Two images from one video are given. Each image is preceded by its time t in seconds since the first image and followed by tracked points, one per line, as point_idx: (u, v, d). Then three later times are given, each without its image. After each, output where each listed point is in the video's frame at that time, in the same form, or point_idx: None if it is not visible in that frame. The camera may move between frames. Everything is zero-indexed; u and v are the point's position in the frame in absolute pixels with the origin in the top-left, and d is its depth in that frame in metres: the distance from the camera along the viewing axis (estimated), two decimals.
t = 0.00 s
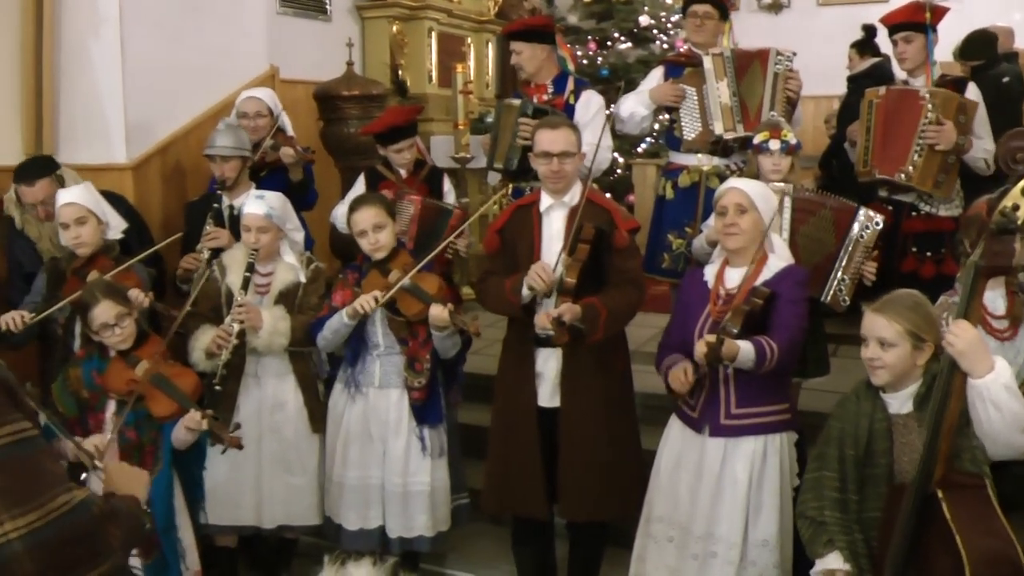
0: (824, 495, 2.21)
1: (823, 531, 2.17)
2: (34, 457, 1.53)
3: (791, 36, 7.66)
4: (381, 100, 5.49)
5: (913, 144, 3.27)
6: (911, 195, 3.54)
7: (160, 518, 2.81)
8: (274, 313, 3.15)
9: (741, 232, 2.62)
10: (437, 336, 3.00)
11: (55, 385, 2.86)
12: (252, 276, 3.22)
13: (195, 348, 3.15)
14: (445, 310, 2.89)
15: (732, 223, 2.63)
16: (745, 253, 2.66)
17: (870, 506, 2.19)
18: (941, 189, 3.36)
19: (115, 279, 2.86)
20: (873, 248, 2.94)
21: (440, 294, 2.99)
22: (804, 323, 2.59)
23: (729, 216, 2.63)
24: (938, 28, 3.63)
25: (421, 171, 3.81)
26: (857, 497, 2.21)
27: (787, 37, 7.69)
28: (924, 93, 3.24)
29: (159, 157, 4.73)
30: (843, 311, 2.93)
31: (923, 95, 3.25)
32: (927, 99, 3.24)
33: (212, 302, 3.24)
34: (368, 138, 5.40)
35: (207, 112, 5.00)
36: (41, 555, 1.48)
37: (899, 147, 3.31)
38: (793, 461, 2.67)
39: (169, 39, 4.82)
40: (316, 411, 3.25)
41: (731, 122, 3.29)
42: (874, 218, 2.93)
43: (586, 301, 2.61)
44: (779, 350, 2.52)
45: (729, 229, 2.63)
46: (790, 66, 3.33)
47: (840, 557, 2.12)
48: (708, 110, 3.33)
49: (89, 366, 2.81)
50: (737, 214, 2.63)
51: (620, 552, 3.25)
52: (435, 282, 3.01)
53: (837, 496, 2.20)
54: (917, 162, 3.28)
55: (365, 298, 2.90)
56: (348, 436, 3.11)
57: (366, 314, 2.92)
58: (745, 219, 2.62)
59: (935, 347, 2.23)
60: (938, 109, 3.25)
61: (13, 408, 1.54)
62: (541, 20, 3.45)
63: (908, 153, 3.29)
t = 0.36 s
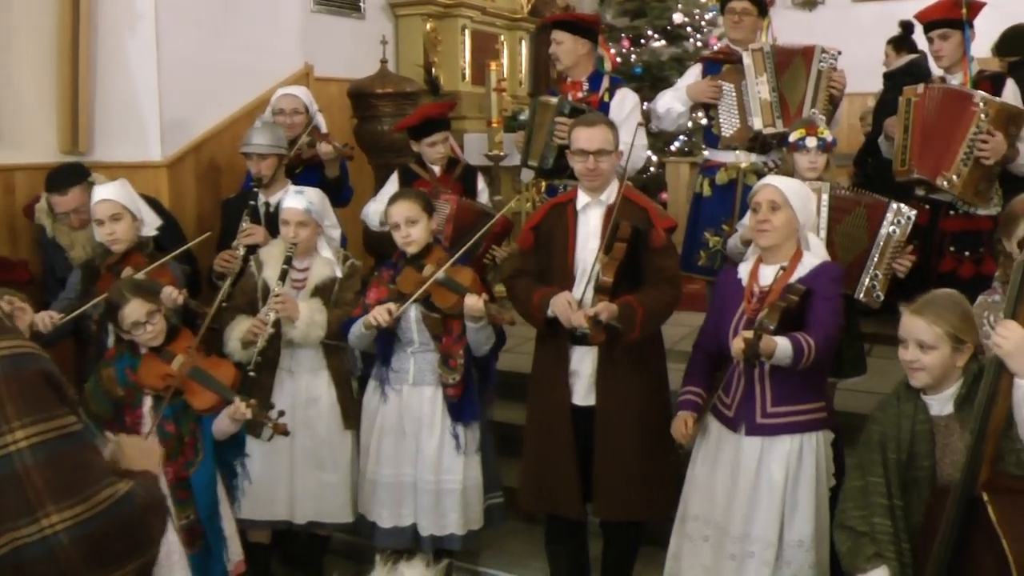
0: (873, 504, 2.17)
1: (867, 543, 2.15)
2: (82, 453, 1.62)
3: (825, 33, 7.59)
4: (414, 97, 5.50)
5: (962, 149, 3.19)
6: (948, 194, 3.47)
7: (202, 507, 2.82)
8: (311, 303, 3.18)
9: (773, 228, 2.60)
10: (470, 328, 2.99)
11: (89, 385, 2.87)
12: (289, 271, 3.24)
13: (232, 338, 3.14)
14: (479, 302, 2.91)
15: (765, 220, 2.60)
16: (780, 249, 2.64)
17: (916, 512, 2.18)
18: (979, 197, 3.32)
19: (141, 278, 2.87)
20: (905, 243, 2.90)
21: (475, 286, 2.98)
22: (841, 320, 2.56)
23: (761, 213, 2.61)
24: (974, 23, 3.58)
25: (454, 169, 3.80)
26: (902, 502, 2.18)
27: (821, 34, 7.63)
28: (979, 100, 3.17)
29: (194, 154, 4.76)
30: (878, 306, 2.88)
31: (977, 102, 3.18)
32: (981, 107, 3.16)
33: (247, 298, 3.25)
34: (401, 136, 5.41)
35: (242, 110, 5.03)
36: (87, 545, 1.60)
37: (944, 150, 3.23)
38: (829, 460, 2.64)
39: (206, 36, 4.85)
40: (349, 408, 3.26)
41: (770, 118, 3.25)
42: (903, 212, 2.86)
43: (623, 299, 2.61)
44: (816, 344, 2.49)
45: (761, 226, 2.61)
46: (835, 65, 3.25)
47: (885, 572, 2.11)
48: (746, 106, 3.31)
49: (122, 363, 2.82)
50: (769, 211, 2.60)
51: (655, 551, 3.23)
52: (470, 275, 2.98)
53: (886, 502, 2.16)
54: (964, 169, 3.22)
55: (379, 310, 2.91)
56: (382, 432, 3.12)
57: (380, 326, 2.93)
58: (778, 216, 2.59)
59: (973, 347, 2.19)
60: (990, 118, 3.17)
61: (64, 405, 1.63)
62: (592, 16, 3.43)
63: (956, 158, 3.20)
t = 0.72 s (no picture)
0: (916, 511, 2.14)
1: (914, 553, 2.11)
2: (118, 423, 1.59)
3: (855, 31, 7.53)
4: (443, 95, 5.51)
5: (1003, 159, 3.12)
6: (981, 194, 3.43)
7: (230, 504, 2.86)
8: (344, 295, 3.19)
9: (801, 229, 2.59)
10: (496, 322, 2.98)
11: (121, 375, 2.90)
12: (320, 266, 3.23)
13: (261, 326, 3.14)
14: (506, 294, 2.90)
15: (793, 220, 2.60)
16: (809, 248, 2.62)
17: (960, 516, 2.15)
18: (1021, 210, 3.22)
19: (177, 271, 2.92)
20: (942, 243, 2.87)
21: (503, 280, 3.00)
22: (870, 320, 2.53)
23: (789, 214, 2.61)
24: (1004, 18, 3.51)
25: (482, 167, 3.81)
26: (945, 507, 2.16)
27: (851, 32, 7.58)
28: None
29: (224, 152, 4.80)
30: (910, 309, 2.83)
31: None
32: None
33: (277, 294, 3.28)
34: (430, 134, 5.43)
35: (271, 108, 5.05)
36: (138, 510, 1.59)
37: (982, 154, 3.18)
38: (860, 460, 2.62)
39: (236, 33, 4.86)
40: (378, 405, 3.27)
41: (802, 116, 3.23)
42: (939, 215, 2.84)
43: (653, 298, 2.60)
44: (843, 345, 2.47)
45: (788, 227, 2.61)
46: (871, 65, 3.23)
47: None
48: (779, 104, 3.30)
49: (156, 354, 2.87)
50: (797, 212, 2.59)
51: (684, 550, 3.22)
52: (498, 269, 3.01)
53: (929, 509, 2.14)
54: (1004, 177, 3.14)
55: (429, 280, 2.93)
56: (410, 428, 3.13)
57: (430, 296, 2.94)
58: (806, 217, 2.58)
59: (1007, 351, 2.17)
60: None
61: (94, 379, 1.59)
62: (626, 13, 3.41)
63: (997, 166, 3.13)
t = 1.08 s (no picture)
0: (941, 507, 2.16)
1: (937, 549, 2.13)
2: (138, 428, 1.57)
3: (886, 29, 7.47)
4: (472, 93, 5.52)
5: None
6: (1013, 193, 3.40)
7: (258, 503, 2.86)
8: (374, 292, 3.21)
9: (829, 231, 2.57)
10: (525, 322, 2.98)
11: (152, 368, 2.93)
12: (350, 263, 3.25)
13: (292, 323, 3.17)
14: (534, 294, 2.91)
15: (822, 221, 2.58)
16: (838, 249, 2.60)
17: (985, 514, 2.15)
18: None
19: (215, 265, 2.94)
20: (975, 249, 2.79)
21: (533, 279, 2.99)
22: (900, 322, 2.51)
23: (819, 214, 2.59)
24: None
25: (510, 165, 3.82)
26: (970, 506, 2.16)
27: (882, 30, 7.52)
28: None
29: (254, 151, 4.82)
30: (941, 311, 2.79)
31: None
32: None
33: (307, 291, 3.30)
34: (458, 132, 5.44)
35: (301, 106, 5.07)
36: (146, 527, 1.51)
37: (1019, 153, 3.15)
38: (889, 463, 2.60)
39: (267, 33, 4.90)
40: (406, 403, 3.28)
41: (834, 115, 3.21)
42: (973, 219, 2.76)
43: (683, 297, 2.60)
44: (871, 345, 2.46)
45: (819, 228, 2.59)
46: (906, 65, 3.19)
47: None
48: (810, 103, 3.28)
49: (187, 350, 2.90)
50: (827, 213, 2.58)
51: (712, 551, 3.21)
52: (528, 268, 3.01)
53: (954, 506, 2.15)
54: None
55: (458, 281, 2.94)
56: (438, 426, 3.14)
57: (458, 297, 2.95)
58: (835, 217, 2.57)
59: None
60: None
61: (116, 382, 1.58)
62: (657, 12, 3.39)
63: None
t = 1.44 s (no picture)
0: (977, 516, 2.14)
1: (974, 559, 2.11)
2: (166, 455, 1.72)
3: (919, 27, 7.41)
4: (503, 92, 5.52)
5: None
6: None
7: (285, 496, 2.88)
8: (407, 289, 3.22)
9: (873, 233, 2.54)
10: (558, 322, 2.97)
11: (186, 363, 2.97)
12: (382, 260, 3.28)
13: (325, 321, 3.20)
14: (567, 296, 2.90)
15: (863, 224, 2.55)
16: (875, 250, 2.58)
17: None
18: None
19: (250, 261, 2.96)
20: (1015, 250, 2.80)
21: (566, 281, 3.01)
22: (934, 323, 2.49)
23: (860, 217, 2.55)
24: None
25: (543, 163, 3.82)
26: (1009, 515, 2.13)
27: (914, 29, 7.45)
28: None
29: (286, 147, 4.86)
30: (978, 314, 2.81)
31: None
32: None
33: (339, 289, 3.31)
34: (489, 130, 5.44)
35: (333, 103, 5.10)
36: (157, 555, 1.68)
37: None
38: (921, 467, 2.58)
39: (301, 31, 4.92)
40: (438, 400, 3.29)
41: (866, 114, 3.20)
42: (1012, 221, 2.77)
43: (715, 298, 2.60)
44: (908, 347, 2.43)
45: (860, 231, 2.55)
46: (944, 66, 3.16)
47: None
48: (843, 102, 3.26)
49: (219, 346, 2.91)
50: (868, 215, 2.54)
51: (742, 553, 3.20)
52: (560, 269, 3.02)
53: (991, 515, 2.13)
54: None
55: (464, 299, 2.97)
56: (469, 424, 3.15)
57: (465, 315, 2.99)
58: (878, 220, 2.53)
59: None
60: None
61: (154, 404, 1.73)
62: (693, 12, 3.38)
63: None
